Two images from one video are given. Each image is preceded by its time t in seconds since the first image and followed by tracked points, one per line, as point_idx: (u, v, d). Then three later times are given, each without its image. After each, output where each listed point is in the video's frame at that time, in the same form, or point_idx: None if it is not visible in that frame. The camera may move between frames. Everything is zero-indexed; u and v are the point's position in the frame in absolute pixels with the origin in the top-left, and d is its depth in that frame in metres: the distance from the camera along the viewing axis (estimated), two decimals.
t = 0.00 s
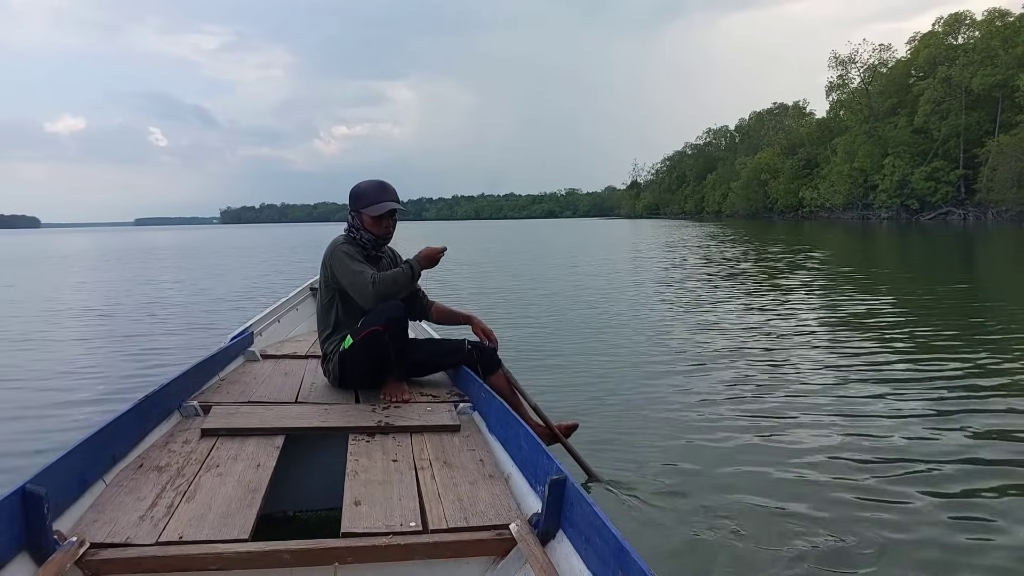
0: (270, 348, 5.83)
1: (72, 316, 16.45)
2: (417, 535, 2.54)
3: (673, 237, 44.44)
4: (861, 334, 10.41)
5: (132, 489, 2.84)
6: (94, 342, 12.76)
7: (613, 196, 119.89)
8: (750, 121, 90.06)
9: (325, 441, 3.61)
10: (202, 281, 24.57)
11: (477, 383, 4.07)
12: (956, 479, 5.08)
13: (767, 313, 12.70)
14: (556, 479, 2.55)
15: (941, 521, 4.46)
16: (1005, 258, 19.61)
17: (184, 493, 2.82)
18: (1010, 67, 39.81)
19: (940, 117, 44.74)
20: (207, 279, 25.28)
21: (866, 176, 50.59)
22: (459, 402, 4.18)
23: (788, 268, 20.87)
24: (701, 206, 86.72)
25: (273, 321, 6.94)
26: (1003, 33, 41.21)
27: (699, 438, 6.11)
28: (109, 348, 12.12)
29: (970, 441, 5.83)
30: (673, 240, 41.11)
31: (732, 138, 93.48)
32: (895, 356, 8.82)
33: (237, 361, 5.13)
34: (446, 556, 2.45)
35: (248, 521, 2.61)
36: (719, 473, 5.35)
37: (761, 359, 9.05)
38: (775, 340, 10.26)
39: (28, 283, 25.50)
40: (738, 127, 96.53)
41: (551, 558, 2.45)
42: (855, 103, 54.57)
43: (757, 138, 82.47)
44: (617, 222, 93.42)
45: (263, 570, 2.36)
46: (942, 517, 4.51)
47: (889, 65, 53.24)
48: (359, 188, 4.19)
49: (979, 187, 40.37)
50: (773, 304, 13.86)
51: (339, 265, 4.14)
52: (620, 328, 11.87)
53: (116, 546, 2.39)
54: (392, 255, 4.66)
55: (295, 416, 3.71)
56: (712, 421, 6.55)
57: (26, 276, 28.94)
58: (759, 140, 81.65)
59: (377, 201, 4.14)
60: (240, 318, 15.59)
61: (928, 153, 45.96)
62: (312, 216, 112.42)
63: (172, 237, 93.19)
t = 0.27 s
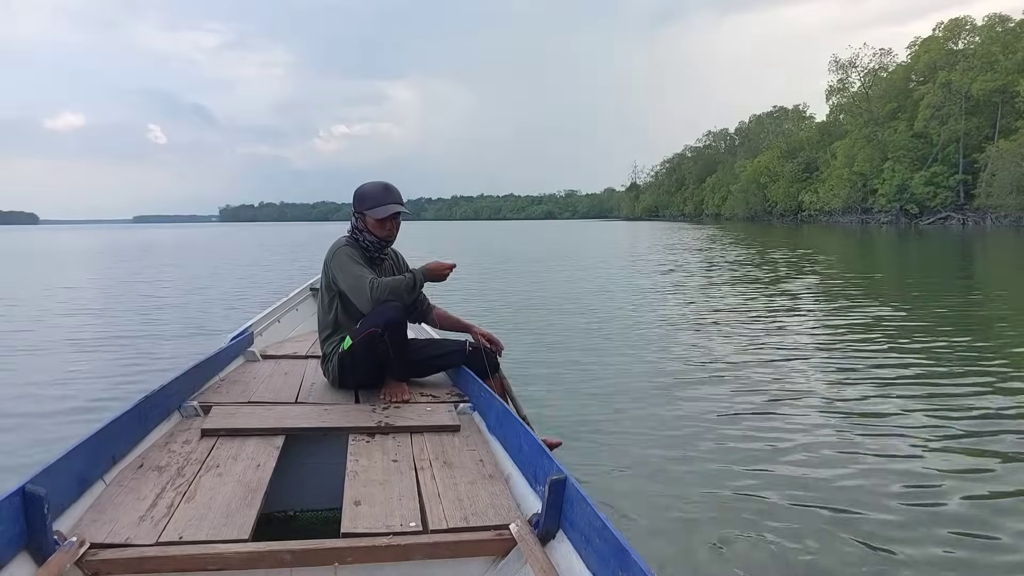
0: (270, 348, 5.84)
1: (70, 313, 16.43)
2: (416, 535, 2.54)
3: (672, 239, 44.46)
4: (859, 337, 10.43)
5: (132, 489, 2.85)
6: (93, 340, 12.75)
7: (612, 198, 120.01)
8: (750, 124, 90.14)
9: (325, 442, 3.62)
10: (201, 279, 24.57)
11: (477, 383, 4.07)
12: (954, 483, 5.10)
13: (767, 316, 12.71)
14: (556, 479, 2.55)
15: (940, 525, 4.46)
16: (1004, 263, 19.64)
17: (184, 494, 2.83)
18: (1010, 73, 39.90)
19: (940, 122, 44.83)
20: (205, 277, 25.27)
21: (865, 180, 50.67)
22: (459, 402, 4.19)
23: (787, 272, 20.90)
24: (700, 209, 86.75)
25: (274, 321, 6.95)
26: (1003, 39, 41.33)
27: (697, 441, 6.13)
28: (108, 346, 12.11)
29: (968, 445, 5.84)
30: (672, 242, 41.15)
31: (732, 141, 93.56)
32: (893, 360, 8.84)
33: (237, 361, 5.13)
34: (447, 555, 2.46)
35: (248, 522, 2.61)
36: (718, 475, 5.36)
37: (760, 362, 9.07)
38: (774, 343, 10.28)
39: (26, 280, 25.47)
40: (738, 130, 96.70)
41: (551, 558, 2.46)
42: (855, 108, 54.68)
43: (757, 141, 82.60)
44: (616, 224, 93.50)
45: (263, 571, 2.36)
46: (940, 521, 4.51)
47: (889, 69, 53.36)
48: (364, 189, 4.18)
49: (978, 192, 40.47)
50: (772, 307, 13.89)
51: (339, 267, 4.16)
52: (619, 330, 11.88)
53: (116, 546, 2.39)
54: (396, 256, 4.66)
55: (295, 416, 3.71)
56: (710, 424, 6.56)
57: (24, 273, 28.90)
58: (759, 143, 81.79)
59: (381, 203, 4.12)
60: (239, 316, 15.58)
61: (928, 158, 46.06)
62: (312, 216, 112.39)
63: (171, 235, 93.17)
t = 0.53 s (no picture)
0: (271, 349, 5.85)
1: (69, 313, 16.42)
2: (416, 537, 2.54)
3: (672, 241, 44.48)
4: (858, 340, 10.44)
5: (132, 490, 2.84)
6: (93, 340, 12.74)
7: (612, 199, 120.07)
8: (749, 126, 90.21)
9: (325, 443, 3.62)
10: (201, 279, 24.57)
11: (478, 384, 4.07)
12: (953, 485, 5.10)
13: (767, 318, 12.73)
14: (556, 480, 2.56)
15: (940, 528, 4.46)
16: (1003, 267, 19.67)
17: (184, 495, 2.83)
18: (1011, 76, 39.96)
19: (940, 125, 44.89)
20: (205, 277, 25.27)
21: (865, 182, 50.74)
22: (459, 403, 4.19)
23: (787, 274, 20.94)
24: (700, 211, 86.76)
25: (274, 322, 6.94)
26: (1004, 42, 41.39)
27: (697, 442, 6.14)
28: (107, 346, 12.10)
29: (966, 448, 5.85)
30: (671, 244, 41.16)
31: (732, 143, 93.62)
32: (892, 363, 8.86)
33: (237, 363, 5.13)
34: (447, 557, 2.46)
35: (248, 523, 2.61)
36: (718, 477, 5.36)
37: (760, 364, 9.08)
38: (773, 345, 10.29)
39: (25, 280, 25.45)
40: (738, 132, 96.82)
41: (551, 560, 2.46)
42: (855, 110, 54.76)
43: (757, 143, 82.68)
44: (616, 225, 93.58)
45: (263, 572, 2.35)
46: (940, 523, 4.52)
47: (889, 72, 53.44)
48: (369, 191, 4.17)
49: (977, 195, 40.53)
50: (772, 309, 13.91)
51: (341, 269, 4.16)
52: (619, 331, 11.90)
53: (116, 547, 2.39)
54: (398, 258, 4.65)
55: (295, 417, 3.71)
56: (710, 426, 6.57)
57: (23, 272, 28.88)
58: (759, 145, 81.87)
59: (385, 206, 4.12)
60: (238, 317, 15.57)
61: (928, 160, 46.13)
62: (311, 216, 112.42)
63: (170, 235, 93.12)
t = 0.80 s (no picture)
0: (272, 349, 5.87)
1: (67, 315, 16.44)
2: (417, 537, 2.55)
3: (671, 240, 44.52)
4: (857, 338, 10.47)
5: (133, 490, 2.85)
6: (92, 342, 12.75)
7: (610, 199, 120.19)
8: (747, 125, 90.28)
9: (326, 443, 3.63)
10: (200, 281, 24.57)
11: (478, 385, 4.08)
12: (950, 484, 5.12)
13: (765, 317, 12.80)
14: (556, 481, 2.56)
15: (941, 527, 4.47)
16: (1001, 265, 19.72)
17: (185, 495, 2.84)
18: (1008, 74, 40.01)
19: (937, 123, 44.96)
20: (203, 279, 25.29)
21: (862, 181, 50.82)
22: (459, 404, 4.20)
23: (785, 273, 21.01)
24: (698, 210, 86.82)
25: (274, 322, 6.96)
26: (1001, 40, 41.48)
27: (696, 441, 6.16)
28: (106, 348, 12.10)
29: (964, 446, 5.87)
30: (669, 244, 41.19)
31: (729, 142, 93.70)
32: (891, 361, 8.88)
33: (237, 363, 5.14)
34: (447, 557, 2.47)
35: (250, 523, 2.62)
36: (718, 476, 5.37)
37: (758, 363, 9.11)
38: (772, 344, 10.31)
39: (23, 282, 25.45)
40: (735, 132, 96.93)
41: (551, 559, 2.46)
42: (853, 109, 54.83)
43: (755, 142, 82.81)
44: (614, 225, 93.70)
45: (263, 572, 2.36)
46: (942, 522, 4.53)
47: (887, 70, 53.53)
48: (371, 193, 4.19)
49: (975, 193, 40.62)
50: (770, 308, 13.96)
51: (342, 270, 4.16)
52: (618, 330, 11.93)
53: (117, 547, 2.40)
54: (400, 260, 4.65)
55: (295, 417, 3.72)
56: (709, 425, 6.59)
57: (21, 275, 28.89)
58: (757, 145, 81.98)
59: (387, 208, 4.13)
60: (237, 318, 15.57)
61: (925, 159, 46.21)
62: (309, 217, 112.33)
63: (169, 237, 93.10)
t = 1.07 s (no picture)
0: (271, 350, 5.86)
1: (67, 319, 16.43)
2: (417, 538, 2.53)
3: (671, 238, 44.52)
4: (858, 335, 10.45)
5: (133, 491, 2.84)
6: (92, 346, 12.74)
7: (609, 198, 120.20)
8: (745, 122, 90.26)
9: (326, 444, 3.62)
10: (199, 283, 24.55)
11: (477, 385, 4.07)
12: (952, 481, 5.11)
13: (766, 315, 12.79)
14: (556, 481, 2.55)
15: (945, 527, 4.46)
16: (1001, 259, 19.71)
17: (185, 496, 2.82)
18: (1007, 69, 40.00)
19: (936, 118, 44.95)
20: (203, 281, 25.31)
21: (862, 177, 50.81)
22: (459, 405, 4.18)
23: (785, 270, 21.01)
24: (697, 208, 86.82)
25: (274, 324, 6.95)
26: (999, 35, 41.47)
27: (698, 440, 6.15)
28: (106, 352, 12.10)
29: (966, 443, 5.85)
30: (669, 242, 41.18)
31: (728, 140, 93.67)
32: (891, 358, 8.87)
33: (237, 364, 5.13)
34: (447, 558, 2.45)
35: (250, 524, 2.61)
36: (719, 475, 5.36)
37: (759, 360, 9.10)
38: (772, 341, 10.30)
39: (23, 286, 25.46)
40: (734, 129, 96.92)
41: (551, 559, 2.45)
42: (852, 105, 54.82)
43: (754, 139, 82.80)
44: (614, 224, 93.69)
45: (263, 573, 2.34)
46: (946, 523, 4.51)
47: (885, 66, 53.52)
48: (370, 193, 4.17)
49: (974, 189, 40.61)
50: (771, 305, 13.96)
51: (342, 271, 4.15)
52: (619, 329, 11.93)
53: (117, 548, 2.38)
54: (400, 261, 4.62)
55: (295, 418, 3.71)
56: (711, 423, 6.58)
57: (21, 279, 28.90)
58: (755, 142, 81.96)
59: (387, 208, 4.12)
60: (237, 320, 15.56)
61: (924, 154, 46.19)
62: (308, 218, 112.27)
63: (169, 240, 93.14)
